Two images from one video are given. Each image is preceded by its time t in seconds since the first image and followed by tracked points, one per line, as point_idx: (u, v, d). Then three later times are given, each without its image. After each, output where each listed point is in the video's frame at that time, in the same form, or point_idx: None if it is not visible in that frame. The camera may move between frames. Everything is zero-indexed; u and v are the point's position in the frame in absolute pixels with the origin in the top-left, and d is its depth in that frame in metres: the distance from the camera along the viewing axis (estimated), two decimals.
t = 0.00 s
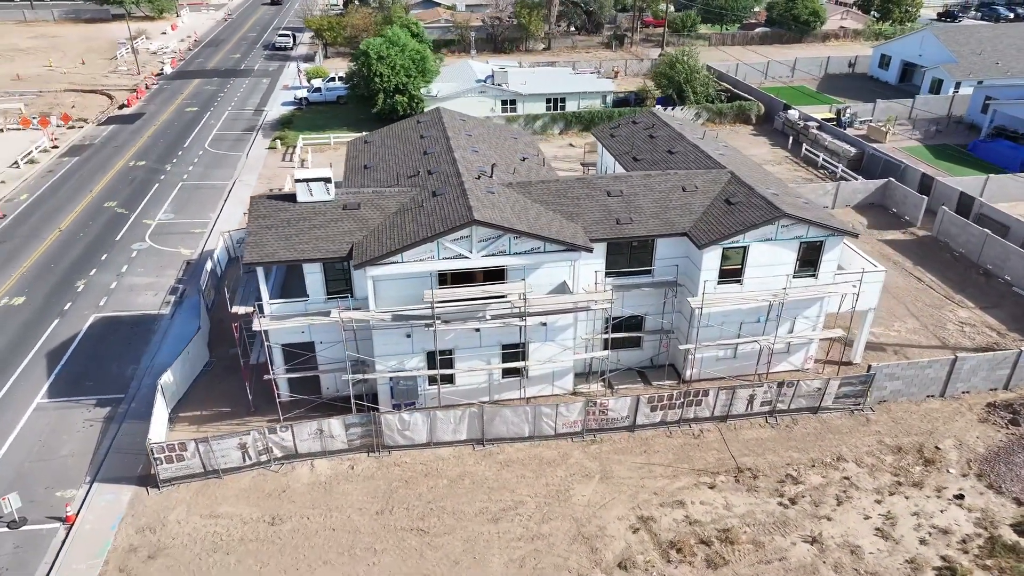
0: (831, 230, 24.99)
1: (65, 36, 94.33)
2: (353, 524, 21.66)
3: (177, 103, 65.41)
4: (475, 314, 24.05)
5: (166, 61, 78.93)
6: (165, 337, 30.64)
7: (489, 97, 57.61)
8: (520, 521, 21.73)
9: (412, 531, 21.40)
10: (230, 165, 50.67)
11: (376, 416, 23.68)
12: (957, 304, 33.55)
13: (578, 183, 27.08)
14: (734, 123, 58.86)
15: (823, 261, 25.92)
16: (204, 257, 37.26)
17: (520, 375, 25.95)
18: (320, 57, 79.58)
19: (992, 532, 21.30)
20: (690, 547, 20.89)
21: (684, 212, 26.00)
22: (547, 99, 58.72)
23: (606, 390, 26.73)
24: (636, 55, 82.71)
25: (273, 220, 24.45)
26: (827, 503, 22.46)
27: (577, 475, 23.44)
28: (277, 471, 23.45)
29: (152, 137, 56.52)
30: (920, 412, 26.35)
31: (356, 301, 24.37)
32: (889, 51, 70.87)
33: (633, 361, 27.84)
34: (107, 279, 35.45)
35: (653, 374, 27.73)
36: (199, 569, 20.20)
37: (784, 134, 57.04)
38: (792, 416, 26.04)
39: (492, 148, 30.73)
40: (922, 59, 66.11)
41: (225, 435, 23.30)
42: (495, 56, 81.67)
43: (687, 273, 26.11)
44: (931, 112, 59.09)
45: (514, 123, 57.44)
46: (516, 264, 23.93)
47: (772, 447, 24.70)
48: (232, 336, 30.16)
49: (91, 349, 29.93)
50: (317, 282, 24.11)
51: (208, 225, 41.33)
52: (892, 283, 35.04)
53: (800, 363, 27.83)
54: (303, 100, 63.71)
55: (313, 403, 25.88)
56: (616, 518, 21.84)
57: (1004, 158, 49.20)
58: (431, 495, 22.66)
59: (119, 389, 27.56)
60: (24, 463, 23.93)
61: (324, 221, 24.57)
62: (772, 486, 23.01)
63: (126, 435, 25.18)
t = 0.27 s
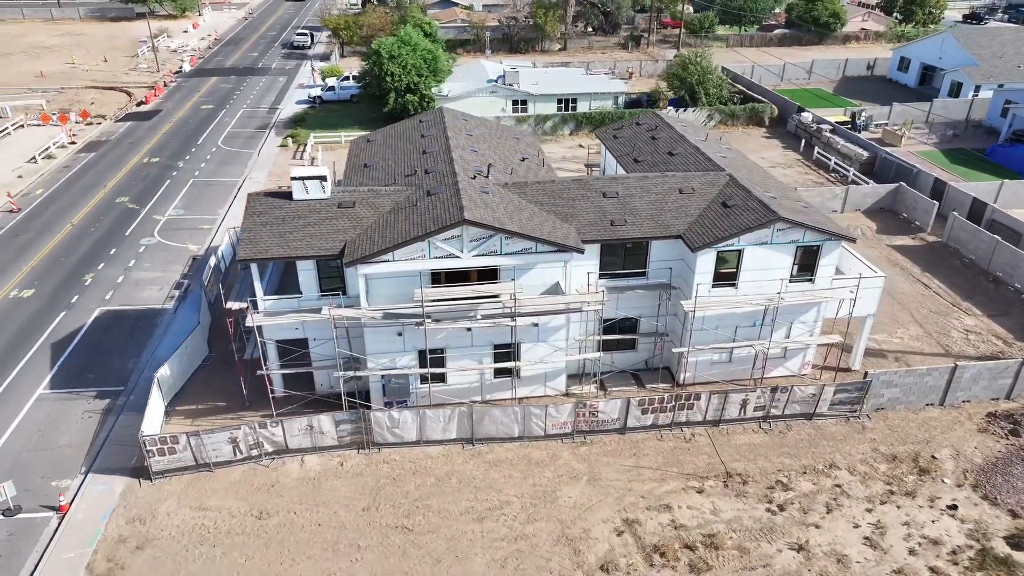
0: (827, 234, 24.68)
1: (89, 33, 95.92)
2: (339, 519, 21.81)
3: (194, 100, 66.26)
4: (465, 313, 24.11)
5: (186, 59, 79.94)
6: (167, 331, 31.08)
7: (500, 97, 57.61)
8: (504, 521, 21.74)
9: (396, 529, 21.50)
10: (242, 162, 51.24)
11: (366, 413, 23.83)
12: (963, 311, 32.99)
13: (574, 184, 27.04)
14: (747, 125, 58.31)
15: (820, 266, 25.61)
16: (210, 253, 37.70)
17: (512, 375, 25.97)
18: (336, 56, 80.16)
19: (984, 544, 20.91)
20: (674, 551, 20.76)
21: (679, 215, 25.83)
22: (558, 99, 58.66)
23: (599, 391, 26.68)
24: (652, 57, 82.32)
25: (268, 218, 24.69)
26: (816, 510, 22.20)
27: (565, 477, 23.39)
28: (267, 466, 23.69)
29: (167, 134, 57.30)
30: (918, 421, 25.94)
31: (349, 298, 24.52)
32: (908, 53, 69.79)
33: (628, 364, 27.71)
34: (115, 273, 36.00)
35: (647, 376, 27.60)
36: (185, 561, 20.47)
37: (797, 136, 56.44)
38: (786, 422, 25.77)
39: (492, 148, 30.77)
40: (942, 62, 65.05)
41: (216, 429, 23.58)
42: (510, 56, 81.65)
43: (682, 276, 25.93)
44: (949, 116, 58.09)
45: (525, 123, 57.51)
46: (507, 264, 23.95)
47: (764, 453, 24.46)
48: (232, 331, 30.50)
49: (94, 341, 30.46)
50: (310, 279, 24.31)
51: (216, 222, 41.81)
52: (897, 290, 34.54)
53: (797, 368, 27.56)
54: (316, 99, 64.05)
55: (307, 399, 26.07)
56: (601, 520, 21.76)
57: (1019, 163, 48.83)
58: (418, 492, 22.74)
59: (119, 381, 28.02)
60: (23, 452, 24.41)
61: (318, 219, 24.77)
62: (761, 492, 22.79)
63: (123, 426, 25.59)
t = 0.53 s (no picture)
0: (824, 238, 24.39)
1: (113, 31, 97.57)
2: (326, 514, 22.01)
3: (212, 98, 67.14)
4: (458, 312, 24.20)
5: (206, 56, 81.03)
6: (170, 324, 31.54)
7: (512, 97, 57.75)
8: (489, 520, 21.79)
9: (382, 525, 21.64)
10: (254, 159, 51.82)
11: (357, 410, 24.01)
12: (970, 319, 32.41)
13: (571, 184, 26.99)
14: (761, 127, 57.81)
15: (817, 270, 25.31)
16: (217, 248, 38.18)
17: (505, 375, 26.00)
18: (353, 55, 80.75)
19: (975, 556, 20.55)
20: (658, 555, 20.68)
21: (675, 217, 25.68)
22: (570, 100, 58.61)
23: (593, 393, 26.65)
24: (669, 58, 81.89)
25: (265, 214, 24.97)
26: (805, 517, 21.96)
27: (553, 477, 23.37)
28: (259, 460, 23.96)
29: (183, 130, 58.14)
30: (916, 429, 25.55)
31: (343, 296, 24.72)
32: (929, 56, 68.64)
33: (624, 365, 27.60)
34: (123, 267, 36.62)
35: (642, 378, 27.50)
36: (172, 552, 20.77)
37: (811, 139, 55.78)
38: (780, 427, 25.52)
39: (493, 147, 30.82)
40: (963, 64, 63.90)
41: (210, 422, 23.90)
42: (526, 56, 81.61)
43: (677, 278, 25.82)
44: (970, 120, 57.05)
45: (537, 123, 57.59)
46: (500, 263, 23.99)
47: (756, 458, 24.25)
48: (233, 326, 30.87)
49: (99, 333, 31.02)
50: (305, 276, 24.54)
51: (225, 218, 42.34)
52: (903, 296, 34.03)
53: (795, 374, 27.27)
54: (331, 98, 64.59)
55: (302, 394, 26.33)
56: (587, 522, 21.73)
57: None
58: (406, 490, 22.87)
59: (121, 373, 28.51)
60: (24, 441, 24.93)
61: (314, 216, 25.00)
62: (750, 498, 22.60)
63: (121, 418, 26.02)
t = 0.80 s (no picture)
0: (820, 242, 24.14)
1: (138, 29, 99.21)
2: (314, 508, 22.22)
3: (229, 95, 67.97)
4: (450, 311, 24.31)
5: (225, 55, 82.04)
6: (174, 318, 32.02)
7: (524, 97, 57.82)
8: (475, 518, 21.87)
9: (368, 521, 21.80)
10: (267, 156, 52.39)
11: (348, 405, 24.20)
12: (977, 326, 31.83)
13: (568, 184, 26.98)
14: (775, 129, 57.29)
15: (814, 274, 25.04)
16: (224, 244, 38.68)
17: (498, 374, 26.05)
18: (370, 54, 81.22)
19: (965, 567, 20.21)
20: (642, 557, 20.61)
21: (671, 218, 25.57)
22: (582, 100, 58.55)
23: (586, 394, 26.64)
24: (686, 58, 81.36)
25: (263, 211, 25.27)
26: (793, 523, 21.75)
27: (541, 477, 23.38)
28: (252, 453, 24.25)
29: (199, 127, 58.93)
30: (913, 437, 25.18)
31: (338, 292, 24.93)
32: (951, 59, 67.42)
33: (618, 367, 27.55)
34: (132, 261, 37.23)
35: (638, 380, 27.41)
36: (161, 542, 21.10)
37: (825, 142, 55.12)
38: (774, 432, 25.29)
39: (493, 147, 30.90)
40: (986, 67, 62.66)
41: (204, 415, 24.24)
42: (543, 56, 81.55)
43: (672, 280, 25.66)
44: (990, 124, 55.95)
45: (548, 123, 57.65)
46: (492, 262, 24.05)
47: (747, 462, 24.06)
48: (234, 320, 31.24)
49: (105, 326, 31.57)
50: (300, 272, 24.76)
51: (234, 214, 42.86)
52: (909, 302, 33.51)
53: (791, 378, 27.03)
54: (346, 96, 64.93)
55: (298, 390, 26.60)
56: (572, 522, 21.72)
57: None
58: (394, 486, 23.01)
59: (123, 365, 29.00)
60: (25, 429, 25.46)
61: (311, 213, 25.26)
62: (738, 502, 22.44)
63: (121, 409, 26.47)
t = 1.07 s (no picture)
0: (816, 245, 23.90)
1: (162, 28, 100.77)
2: (302, 502, 22.46)
3: (246, 93, 68.79)
4: (442, 309, 24.44)
5: (245, 53, 83.00)
6: (179, 312, 32.53)
7: (535, 97, 57.81)
8: (461, 516, 21.96)
9: (355, 515, 21.99)
10: (279, 154, 52.96)
11: (341, 401, 24.42)
12: (983, 334, 31.29)
13: (565, 185, 26.98)
14: (789, 132, 56.78)
15: (810, 278, 24.79)
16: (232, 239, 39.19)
17: (491, 373, 26.14)
18: (387, 53, 81.70)
19: None
20: (625, 559, 20.56)
21: (667, 220, 25.46)
22: (594, 101, 58.47)
23: (580, 394, 26.65)
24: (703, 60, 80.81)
25: (261, 207, 25.59)
26: (781, 529, 21.57)
27: (529, 476, 23.42)
28: (245, 446, 24.56)
29: (214, 124, 59.73)
30: (909, 444, 24.83)
31: (333, 289, 25.16)
32: (973, 62, 66.22)
33: (613, 368, 27.48)
34: (141, 255, 37.85)
35: (632, 381, 27.36)
36: (152, 531, 21.47)
37: (839, 145, 54.48)
38: (767, 437, 25.09)
39: (494, 146, 30.98)
40: (1007, 71, 61.47)
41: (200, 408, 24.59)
42: (558, 57, 81.51)
43: (667, 282, 25.52)
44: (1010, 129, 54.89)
45: (559, 124, 57.62)
46: (485, 262, 24.14)
47: (738, 466, 23.90)
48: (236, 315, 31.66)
49: (111, 318, 32.15)
50: (296, 269, 25.01)
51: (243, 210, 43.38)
52: (915, 308, 33.04)
53: (787, 383, 26.80)
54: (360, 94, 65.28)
55: (294, 385, 26.89)
56: (557, 522, 21.72)
57: None
58: (383, 482, 23.18)
59: (126, 357, 29.52)
60: (28, 418, 26.02)
61: (308, 210, 25.52)
62: (726, 506, 22.30)
63: (121, 400, 26.95)
